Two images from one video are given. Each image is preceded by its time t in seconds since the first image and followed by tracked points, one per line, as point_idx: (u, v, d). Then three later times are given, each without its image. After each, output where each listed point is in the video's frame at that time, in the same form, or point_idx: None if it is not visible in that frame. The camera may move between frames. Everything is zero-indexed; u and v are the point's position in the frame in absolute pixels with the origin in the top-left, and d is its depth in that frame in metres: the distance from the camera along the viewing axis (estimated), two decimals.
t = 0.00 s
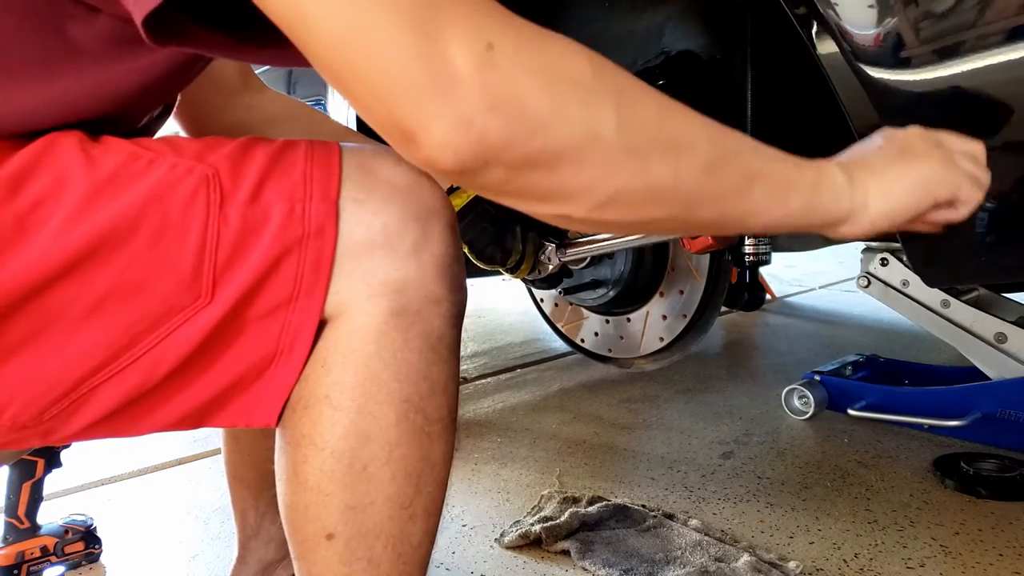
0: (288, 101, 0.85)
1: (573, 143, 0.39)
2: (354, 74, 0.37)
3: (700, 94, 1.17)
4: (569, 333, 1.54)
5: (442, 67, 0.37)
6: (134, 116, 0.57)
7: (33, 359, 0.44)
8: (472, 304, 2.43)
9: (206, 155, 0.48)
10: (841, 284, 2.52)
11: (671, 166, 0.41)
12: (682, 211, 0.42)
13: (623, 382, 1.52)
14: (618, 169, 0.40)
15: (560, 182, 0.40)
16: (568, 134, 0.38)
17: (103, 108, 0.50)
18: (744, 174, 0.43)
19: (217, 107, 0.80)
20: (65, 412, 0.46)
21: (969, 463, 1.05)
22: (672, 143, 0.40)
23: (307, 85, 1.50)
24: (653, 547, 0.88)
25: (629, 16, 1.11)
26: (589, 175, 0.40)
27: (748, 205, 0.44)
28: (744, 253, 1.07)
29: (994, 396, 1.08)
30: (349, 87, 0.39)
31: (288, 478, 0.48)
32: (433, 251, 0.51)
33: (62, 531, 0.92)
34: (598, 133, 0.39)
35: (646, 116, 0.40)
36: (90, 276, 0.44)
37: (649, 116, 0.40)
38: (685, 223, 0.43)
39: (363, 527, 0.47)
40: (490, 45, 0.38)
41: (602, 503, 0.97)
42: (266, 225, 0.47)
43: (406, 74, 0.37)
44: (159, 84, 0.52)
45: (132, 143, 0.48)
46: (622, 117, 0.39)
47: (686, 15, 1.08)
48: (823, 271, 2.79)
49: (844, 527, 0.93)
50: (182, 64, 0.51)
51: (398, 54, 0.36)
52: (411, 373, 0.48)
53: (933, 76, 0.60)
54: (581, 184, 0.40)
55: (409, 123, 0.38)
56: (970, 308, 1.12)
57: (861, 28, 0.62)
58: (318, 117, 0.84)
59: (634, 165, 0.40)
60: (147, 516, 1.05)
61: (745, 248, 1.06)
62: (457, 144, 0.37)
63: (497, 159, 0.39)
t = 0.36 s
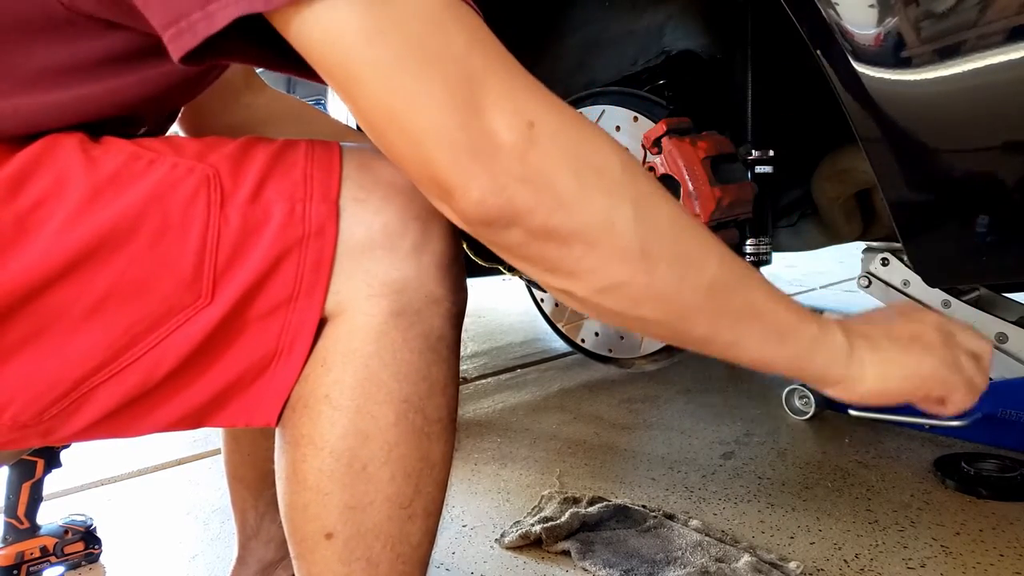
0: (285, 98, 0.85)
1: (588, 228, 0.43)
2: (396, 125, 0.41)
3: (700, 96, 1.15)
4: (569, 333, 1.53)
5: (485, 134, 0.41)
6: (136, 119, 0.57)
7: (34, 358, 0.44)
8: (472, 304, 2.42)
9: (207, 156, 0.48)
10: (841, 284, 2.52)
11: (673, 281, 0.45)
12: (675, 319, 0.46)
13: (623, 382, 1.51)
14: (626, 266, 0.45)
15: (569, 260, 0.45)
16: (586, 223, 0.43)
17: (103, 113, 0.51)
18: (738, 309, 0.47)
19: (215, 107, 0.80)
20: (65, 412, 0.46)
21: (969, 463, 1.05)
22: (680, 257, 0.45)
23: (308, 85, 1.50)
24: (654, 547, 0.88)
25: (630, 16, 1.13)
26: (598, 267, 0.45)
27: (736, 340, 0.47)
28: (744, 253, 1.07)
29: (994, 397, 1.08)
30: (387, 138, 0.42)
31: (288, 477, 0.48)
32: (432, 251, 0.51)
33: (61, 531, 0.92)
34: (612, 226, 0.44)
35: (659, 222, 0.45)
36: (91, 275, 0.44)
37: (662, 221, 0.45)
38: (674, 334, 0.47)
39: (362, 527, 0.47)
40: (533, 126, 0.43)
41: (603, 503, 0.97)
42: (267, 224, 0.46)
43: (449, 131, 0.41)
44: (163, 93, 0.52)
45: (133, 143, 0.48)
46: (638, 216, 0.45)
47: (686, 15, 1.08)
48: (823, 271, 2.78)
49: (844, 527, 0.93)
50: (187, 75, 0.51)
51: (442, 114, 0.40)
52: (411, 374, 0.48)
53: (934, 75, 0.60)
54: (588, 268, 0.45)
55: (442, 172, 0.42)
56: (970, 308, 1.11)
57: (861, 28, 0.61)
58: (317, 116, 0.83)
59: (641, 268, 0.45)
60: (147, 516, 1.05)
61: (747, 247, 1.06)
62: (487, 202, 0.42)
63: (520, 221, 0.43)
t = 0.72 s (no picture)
0: (282, 96, 0.85)
1: (601, 245, 0.45)
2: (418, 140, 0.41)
3: (700, 96, 1.15)
4: (569, 333, 1.53)
5: (505, 148, 0.42)
6: (138, 119, 0.57)
7: (36, 355, 0.44)
8: (472, 304, 2.42)
9: (208, 153, 0.48)
10: (841, 284, 2.52)
11: (680, 308, 0.46)
12: (678, 340, 0.47)
13: (623, 382, 1.51)
14: (640, 287, 0.46)
15: (581, 275, 0.46)
16: (600, 242, 0.44)
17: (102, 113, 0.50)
18: (744, 339, 0.49)
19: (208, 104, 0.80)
20: (66, 410, 0.46)
21: (969, 464, 1.05)
22: (689, 281, 0.47)
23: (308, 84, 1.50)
24: (654, 547, 0.88)
25: (631, 15, 1.12)
26: (613, 287, 0.46)
27: (740, 369, 0.49)
28: (744, 252, 1.07)
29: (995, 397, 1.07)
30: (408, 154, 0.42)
31: (287, 474, 0.48)
32: (432, 249, 0.51)
33: (61, 531, 0.92)
34: (625, 245, 0.45)
35: (668, 243, 0.47)
36: (92, 272, 0.44)
37: (671, 242, 0.47)
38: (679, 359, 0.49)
39: (362, 523, 0.47)
40: (552, 143, 0.43)
41: (602, 503, 0.97)
42: (268, 221, 0.46)
43: (469, 146, 0.41)
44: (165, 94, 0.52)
45: (134, 140, 0.48)
46: (649, 237, 0.46)
47: (687, 15, 1.08)
48: (823, 271, 2.78)
49: (844, 527, 0.93)
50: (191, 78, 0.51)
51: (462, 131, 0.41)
52: (411, 370, 0.48)
53: (934, 75, 0.60)
54: (598, 282, 0.46)
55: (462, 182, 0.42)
56: (970, 308, 1.11)
57: (861, 28, 0.61)
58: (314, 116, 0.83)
59: (651, 289, 0.46)
60: (147, 516, 1.05)
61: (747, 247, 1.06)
62: (507, 213, 0.43)
63: (537, 232, 0.44)
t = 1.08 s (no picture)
0: (282, 96, 0.85)
1: (607, 223, 0.45)
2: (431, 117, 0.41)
3: (701, 97, 1.16)
4: (569, 333, 1.53)
5: (519, 126, 0.42)
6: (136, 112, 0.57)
7: (39, 351, 0.44)
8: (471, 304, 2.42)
9: (213, 149, 0.48)
10: (841, 284, 2.52)
11: (682, 289, 0.46)
12: (678, 324, 0.47)
13: (623, 382, 1.51)
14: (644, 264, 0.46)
15: (587, 251, 0.46)
16: (606, 221, 0.45)
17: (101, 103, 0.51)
18: (744, 325, 0.48)
19: (208, 105, 0.80)
20: (68, 408, 0.46)
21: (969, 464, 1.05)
22: (692, 265, 0.47)
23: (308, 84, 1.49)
24: (654, 547, 0.88)
25: (631, 15, 1.13)
26: (618, 265, 0.46)
27: (744, 357, 0.49)
28: (745, 253, 1.07)
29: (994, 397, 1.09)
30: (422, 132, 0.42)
31: (291, 475, 0.48)
32: (435, 249, 0.51)
33: (61, 531, 0.92)
34: (630, 224, 0.45)
35: (673, 226, 0.47)
36: (95, 270, 0.44)
37: (675, 223, 0.47)
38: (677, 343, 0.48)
39: (366, 525, 0.47)
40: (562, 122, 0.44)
41: (603, 503, 0.97)
42: (272, 220, 0.46)
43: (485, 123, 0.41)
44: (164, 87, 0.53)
45: (140, 133, 0.48)
46: (657, 220, 0.46)
47: (686, 15, 1.07)
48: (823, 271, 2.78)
49: (844, 527, 0.93)
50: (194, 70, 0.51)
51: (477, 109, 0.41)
52: (414, 371, 0.48)
53: (934, 75, 0.60)
54: (602, 258, 0.46)
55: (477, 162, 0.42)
56: (971, 308, 1.11)
57: (861, 28, 0.61)
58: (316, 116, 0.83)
59: (655, 269, 0.46)
60: (147, 516, 1.05)
61: (747, 247, 1.07)
62: (520, 188, 0.43)
63: (546, 207, 0.44)
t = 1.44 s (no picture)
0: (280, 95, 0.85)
1: None
2: None
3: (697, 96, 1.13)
4: (569, 333, 1.53)
5: None
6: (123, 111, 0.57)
7: (36, 353, 0.44)
8: (472, 304, 2.42)
9: (206, 151, 0.48)
10: (841, 284, 2.52)
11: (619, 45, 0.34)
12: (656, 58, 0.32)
13: (623, 381, 1.51)
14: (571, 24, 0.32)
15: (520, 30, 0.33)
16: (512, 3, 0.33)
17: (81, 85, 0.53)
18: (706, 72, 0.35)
19: (207, 104, 0.80)
20: (64, 410, 0.46)
21: (969, 464, 1.05)
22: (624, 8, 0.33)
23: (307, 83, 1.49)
24: (654, 547, 0.88)
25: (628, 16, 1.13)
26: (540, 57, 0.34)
27: (705, 16, 0.30)
28: (744, 253, 1.07)
29: (994, 397, 1.07)
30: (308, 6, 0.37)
31: (287, 475, 0.48)
32: (430, 247, 0.51)
33: (61, 531, 0.92)
34: None
35: None
36: (91, 271, 0.44)
37: None
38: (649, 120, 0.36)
39: (362, 524, 0.47)
40: None
41: (603, 503, 0.97)
42: (266, 220, 0.47)
43: None
44: (144, 73, 0.55)
45: (134, 137, 0.48)
46: None
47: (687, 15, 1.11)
48: (823, 271, 2.78)
49: (844, 527, 0.93)
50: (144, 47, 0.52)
51: None
52: (410, 370, 0.48)
53: (933, 76, 0.59)
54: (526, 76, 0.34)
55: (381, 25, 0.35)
56: (970, 308, 1.11)
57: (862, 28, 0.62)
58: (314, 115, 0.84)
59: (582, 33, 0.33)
60: (146, 516, 1.05)
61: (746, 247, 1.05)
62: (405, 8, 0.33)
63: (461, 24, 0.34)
